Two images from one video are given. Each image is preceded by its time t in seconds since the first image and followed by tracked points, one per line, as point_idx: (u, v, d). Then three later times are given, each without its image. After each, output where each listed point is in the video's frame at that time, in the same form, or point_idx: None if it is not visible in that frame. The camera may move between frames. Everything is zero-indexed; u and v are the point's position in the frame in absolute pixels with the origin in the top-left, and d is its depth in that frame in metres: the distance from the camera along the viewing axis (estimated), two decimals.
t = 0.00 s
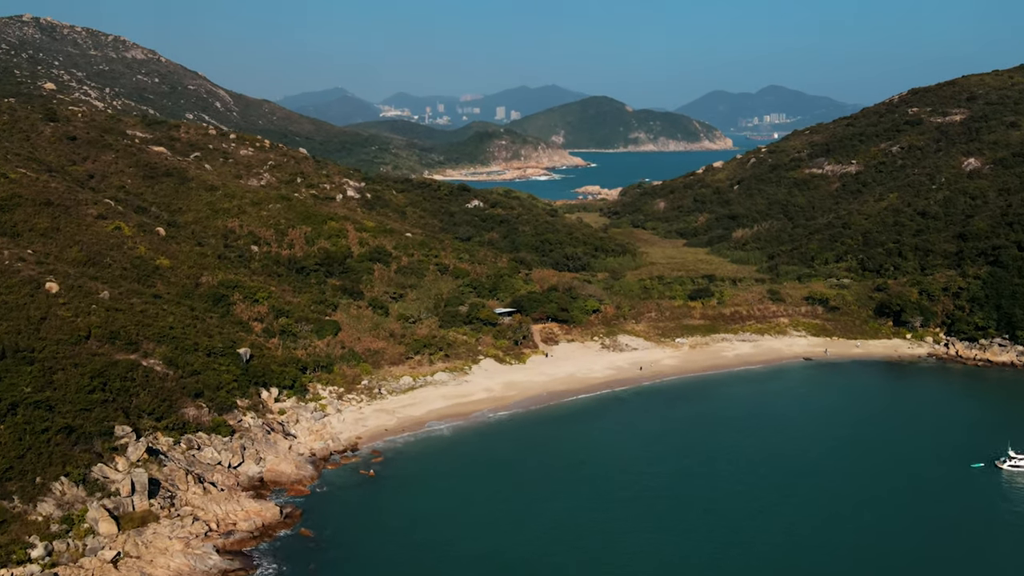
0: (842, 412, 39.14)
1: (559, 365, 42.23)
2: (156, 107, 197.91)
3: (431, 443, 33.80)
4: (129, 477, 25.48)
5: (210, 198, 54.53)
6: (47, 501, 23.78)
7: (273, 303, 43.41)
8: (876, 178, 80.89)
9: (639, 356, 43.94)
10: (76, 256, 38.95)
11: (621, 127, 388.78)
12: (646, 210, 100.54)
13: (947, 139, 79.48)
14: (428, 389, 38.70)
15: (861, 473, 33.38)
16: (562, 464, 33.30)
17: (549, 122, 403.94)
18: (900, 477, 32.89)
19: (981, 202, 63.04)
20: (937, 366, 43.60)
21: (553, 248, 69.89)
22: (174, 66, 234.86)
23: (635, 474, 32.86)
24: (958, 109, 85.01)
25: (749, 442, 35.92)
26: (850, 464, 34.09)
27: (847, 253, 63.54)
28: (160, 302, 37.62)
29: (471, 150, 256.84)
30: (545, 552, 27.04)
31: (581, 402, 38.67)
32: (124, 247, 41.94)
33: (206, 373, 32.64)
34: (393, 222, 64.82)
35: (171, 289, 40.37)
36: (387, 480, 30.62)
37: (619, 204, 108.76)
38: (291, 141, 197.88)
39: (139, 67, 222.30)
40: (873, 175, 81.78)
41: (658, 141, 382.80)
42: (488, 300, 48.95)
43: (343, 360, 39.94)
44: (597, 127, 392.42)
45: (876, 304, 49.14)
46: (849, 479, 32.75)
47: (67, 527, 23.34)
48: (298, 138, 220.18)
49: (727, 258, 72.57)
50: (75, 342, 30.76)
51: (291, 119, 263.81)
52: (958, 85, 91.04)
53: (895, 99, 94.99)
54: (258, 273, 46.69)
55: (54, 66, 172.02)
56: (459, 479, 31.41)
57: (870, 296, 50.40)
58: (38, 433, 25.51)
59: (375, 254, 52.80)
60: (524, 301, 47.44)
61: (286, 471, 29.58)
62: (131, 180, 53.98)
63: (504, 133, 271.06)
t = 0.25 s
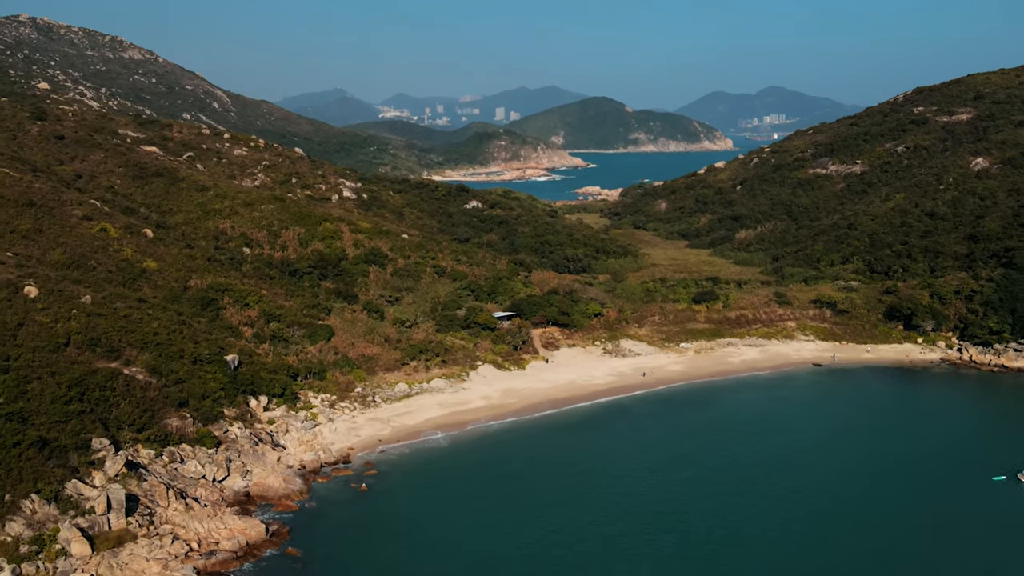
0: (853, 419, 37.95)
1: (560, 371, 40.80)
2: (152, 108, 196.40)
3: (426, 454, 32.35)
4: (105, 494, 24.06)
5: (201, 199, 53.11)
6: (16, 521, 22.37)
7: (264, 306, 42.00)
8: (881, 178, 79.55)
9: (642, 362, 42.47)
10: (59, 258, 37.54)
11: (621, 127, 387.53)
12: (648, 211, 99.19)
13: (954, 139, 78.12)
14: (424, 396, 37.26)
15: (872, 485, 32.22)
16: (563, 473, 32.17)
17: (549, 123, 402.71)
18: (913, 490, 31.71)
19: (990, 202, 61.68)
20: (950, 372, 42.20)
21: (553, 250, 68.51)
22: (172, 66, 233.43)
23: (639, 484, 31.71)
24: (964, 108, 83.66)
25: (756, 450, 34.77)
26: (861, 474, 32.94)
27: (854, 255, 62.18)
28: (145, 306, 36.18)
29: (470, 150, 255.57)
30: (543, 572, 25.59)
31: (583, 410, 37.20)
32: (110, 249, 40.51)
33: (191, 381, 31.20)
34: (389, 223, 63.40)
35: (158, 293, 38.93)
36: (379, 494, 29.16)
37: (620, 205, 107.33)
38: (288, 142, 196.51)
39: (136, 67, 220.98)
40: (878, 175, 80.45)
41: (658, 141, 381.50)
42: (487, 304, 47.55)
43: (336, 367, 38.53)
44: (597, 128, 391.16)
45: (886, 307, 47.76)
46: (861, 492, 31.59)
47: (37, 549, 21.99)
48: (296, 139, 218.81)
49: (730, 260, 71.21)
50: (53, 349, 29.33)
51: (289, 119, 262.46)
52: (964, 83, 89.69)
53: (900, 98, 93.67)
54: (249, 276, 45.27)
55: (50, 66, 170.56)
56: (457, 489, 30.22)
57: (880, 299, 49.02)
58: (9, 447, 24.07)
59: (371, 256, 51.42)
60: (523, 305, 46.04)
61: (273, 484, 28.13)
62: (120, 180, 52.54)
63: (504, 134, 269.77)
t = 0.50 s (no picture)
0: (862, 424, 36.79)
1: (561, 376, 39.39)
2: (149, 107, 194.87)
3: (421, 464, 30.92)
4: (78, 510, 22.63)
5: (192, 198, 51.71)
6: None
7: (254, 309, 40.59)
8: (887, 177, 78.22)
9: (646, 367, 41.00)
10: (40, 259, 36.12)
11: (621, 127, 386.28)
12: (649, 211, 97.84)
13: (961, 138, 76.75)
14: (419, 403, 35.84)
15: (885, 493, 30.95)
16: (563, 480, 31.01)
17: (549, 123, 401.48)
18: (926, 497, 30.55)
19: (1000, 202, 60.32)
20: (964, 377, 40.79)
21: (554, 251, 67.10)
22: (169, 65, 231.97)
23: (642, 492, 30.57)
24: (971, 106, 82.31)
25: (762, 457, 33.64)
26: (871, 480, 31.80)
27: (860, 256, 60.82)
28: (129, 309, 34.77)
29: (470, 150, 254.28)
30: None
31: (585, 417, 35.77)
32: (95, 250, 39.10)
33: (175, 388, 29.78)
34: (386, 223, 61.98)
35: (143, 295, 37.49)
36: (371, 507, 27.72)
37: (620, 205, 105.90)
38: (286, 142, 195.26)
39: (133, 66, 219.69)
40: (884, 175, 79.10)
41: (658, 141, 380.14)
42: (485, 306, 46.13)
43: (328, 372, 37.12)
44: (597, 128, 389.88)
45: (896, 310, 46.39)
46: (874, 501, 30.30)
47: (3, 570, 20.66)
48: (295, 139, 217.48)
49: (734, 261, 69.86)
50: (29, 355, 27.91)
51: (287, 119, 261.20)
52: (970, 81, 88.28)
53: (905, 97, 92.32)
54: (240, 278, 43.84)
55: (46, 65, 169.12)
56: (453, 498, 29.04)
57: (889, 301, 47.65)
58: None
59: (366, 257, 50.04)
60: (523, 307, 44.65)
61: (259, 498, 26.71)
62: (108, 178, 51.11)
63: (503, 134, 268.50)
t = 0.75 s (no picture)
0: (870, 429, 35.53)
1: (562, 382, 37.97)
2: (146, 107, 193.44)
3: (415, 476, 29.49)
4: (47, 529, 21.15)
5: (182, 198, 50.30)
6: None
7: (244, 313, 39.18)
8: (893, 177, 76.88)
9: (650, 372, 39.58)
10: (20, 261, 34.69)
11: (621, 128, 385.06)
12: (650, 212, 96.50)
13: (968, 136, 75.39)
14: (414, 411, 34.42)
15: (901, 504, 29.52)
16: (561, 490, 29.74)
17: (548, 123, 400.28)
18: (939, 505, 29.34)
19: (1010, 202, 58.96)
20: (979, 383, 39.38)
21: (554, 252, 65.71)
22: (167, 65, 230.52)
23: (644, 501, 29.33)
24: (977, 105, 80.94)
25: (768, 464, 32.41)
26: (886, 491, 30.37)
27: (867, 258, 59.46)
28: (112, 313, 33.34)
29: (469, 150, 252.97)
30: None
31: (587, 425, 34.32)
32: (78, 251, 37.67)
33: (157, 397, 28.33)
34: (382, 224, 60.56)
35: (128, 298, 36.03)
36: (362, 523, 26.28)
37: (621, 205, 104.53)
38: (284, 142, 193.95)
39: (131, 66, 218.38)
40: (889, 174, 77.76)
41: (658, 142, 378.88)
42: (483, 309, 44.73)
43: (320, 379, 35.71)
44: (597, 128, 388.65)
45: (907, 313, 45.00)
46: (889, 512, 28.88)
47: None
48: (293, 139, 216.17)
49: (738, 262, 68.51)
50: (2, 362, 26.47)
51: (286, 119, 259.93)
52: (976, 80, 86.91)
53: (910, 95, 90.97)
54: (229, 280, 42.40)
55: (41, 65, 167.65)
56: (447, 510, 27.70)
57: (900, 304, 46.26)
58: None
59: (360, 259, 48.67)
60: (522, 310, 43.26)
61: (243, 513, 25.30)
62: (96, 178, 49.67)
63: (502, 134, 267.23)
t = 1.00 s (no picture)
0: (881, 436, 34.23)
1: (562, 388, 36.53)
2: (143, 107, 191.92)
3: (409, 490, 28.04)
4: (11, 553, 19.60)
5: (171, 198, 48.86)
6: None
7: (233, 317, 37.76)
8: (899, 177, 75.54)
9: (654, 378, 38.16)
10: None
11: (621, 128, 383.71)
12: (651, 212, 95.14)
13: (975, 135, 74.03)
14: (408, 420, 33.00)
15: (917, 518, 28.20)
16: (561, 504, 28.45)
17: (548, 123, 399.01)
18: (956, 519, 28.09)
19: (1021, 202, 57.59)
20: (995, 389, 37.99)
21: (553, 254, 64.29)
22: (164, 65, 229.05)
23: (648, 517, 28.01)
24: (984, 103, 79.56)
25: (777, 475, 31.09)
26: (902, 504, 29.03)
27: (875, 259, 58.11)
28: (92, 318, 31.89)
29: (468, 151, 251.63)
30: None
31: (589, 434, 32.88)
32: (59, 252, 36.21)
33: (136, 407, 26.87)
34: (378, 224, 59.16)
35: (111, 301, 34.56)
36: (352, 541, 24.85)
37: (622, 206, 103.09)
38: (281, 142, 192.64)
39: (128, 66, 216.97)
40: (895, 174, 76.42)
41: (658, 142, 377.65)
42: (481, 312, 43.32)
43: (311, 386, 34.30)
44: (597, 128, 387.38)
45: (918, 316, 43.61)
46: (906, 528, 27.54)
47: None
48: (291, 139, 214.80)
49: (741, 264, 67.17)
50: None
51: (283, 119, 258.58)
52: (982, 78, 85.55)
53: (914, 94, 89.64)
54: (218, 283, 40.97)
55: (37, 64, 166.09)
56: (442, 528, 26.35)
57: (911, 307, 44.87)
58: None
59: (355, 261, 47.28)
60: (521, 314, 41.86)
61: (226, 532, 23.87)
62: (82, 177, 48.20)
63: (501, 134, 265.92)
